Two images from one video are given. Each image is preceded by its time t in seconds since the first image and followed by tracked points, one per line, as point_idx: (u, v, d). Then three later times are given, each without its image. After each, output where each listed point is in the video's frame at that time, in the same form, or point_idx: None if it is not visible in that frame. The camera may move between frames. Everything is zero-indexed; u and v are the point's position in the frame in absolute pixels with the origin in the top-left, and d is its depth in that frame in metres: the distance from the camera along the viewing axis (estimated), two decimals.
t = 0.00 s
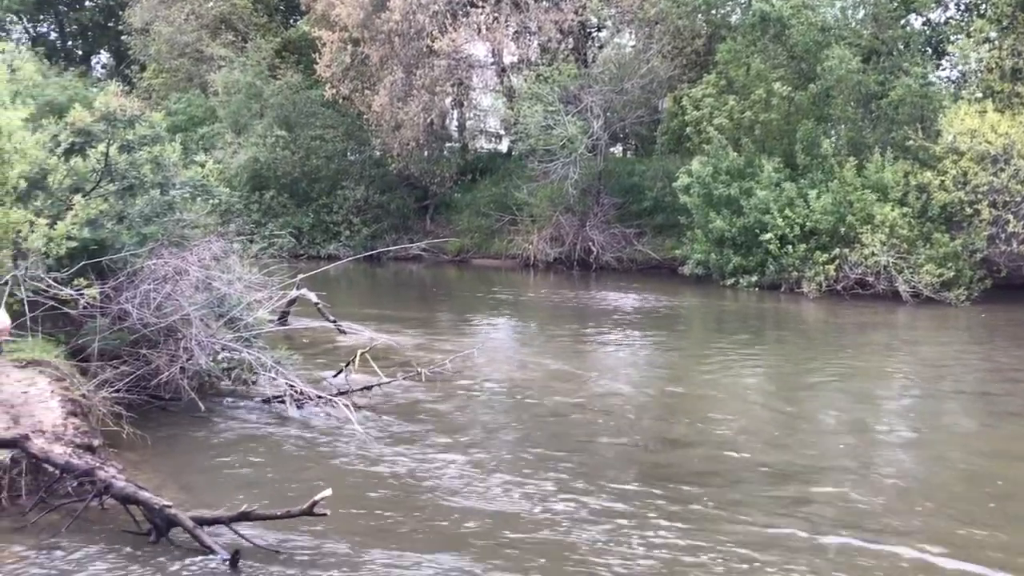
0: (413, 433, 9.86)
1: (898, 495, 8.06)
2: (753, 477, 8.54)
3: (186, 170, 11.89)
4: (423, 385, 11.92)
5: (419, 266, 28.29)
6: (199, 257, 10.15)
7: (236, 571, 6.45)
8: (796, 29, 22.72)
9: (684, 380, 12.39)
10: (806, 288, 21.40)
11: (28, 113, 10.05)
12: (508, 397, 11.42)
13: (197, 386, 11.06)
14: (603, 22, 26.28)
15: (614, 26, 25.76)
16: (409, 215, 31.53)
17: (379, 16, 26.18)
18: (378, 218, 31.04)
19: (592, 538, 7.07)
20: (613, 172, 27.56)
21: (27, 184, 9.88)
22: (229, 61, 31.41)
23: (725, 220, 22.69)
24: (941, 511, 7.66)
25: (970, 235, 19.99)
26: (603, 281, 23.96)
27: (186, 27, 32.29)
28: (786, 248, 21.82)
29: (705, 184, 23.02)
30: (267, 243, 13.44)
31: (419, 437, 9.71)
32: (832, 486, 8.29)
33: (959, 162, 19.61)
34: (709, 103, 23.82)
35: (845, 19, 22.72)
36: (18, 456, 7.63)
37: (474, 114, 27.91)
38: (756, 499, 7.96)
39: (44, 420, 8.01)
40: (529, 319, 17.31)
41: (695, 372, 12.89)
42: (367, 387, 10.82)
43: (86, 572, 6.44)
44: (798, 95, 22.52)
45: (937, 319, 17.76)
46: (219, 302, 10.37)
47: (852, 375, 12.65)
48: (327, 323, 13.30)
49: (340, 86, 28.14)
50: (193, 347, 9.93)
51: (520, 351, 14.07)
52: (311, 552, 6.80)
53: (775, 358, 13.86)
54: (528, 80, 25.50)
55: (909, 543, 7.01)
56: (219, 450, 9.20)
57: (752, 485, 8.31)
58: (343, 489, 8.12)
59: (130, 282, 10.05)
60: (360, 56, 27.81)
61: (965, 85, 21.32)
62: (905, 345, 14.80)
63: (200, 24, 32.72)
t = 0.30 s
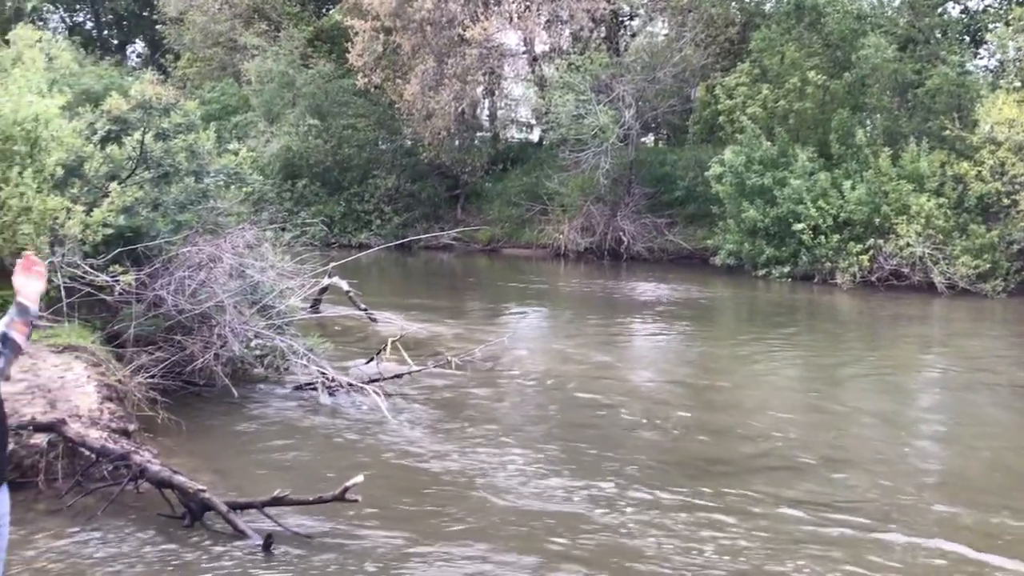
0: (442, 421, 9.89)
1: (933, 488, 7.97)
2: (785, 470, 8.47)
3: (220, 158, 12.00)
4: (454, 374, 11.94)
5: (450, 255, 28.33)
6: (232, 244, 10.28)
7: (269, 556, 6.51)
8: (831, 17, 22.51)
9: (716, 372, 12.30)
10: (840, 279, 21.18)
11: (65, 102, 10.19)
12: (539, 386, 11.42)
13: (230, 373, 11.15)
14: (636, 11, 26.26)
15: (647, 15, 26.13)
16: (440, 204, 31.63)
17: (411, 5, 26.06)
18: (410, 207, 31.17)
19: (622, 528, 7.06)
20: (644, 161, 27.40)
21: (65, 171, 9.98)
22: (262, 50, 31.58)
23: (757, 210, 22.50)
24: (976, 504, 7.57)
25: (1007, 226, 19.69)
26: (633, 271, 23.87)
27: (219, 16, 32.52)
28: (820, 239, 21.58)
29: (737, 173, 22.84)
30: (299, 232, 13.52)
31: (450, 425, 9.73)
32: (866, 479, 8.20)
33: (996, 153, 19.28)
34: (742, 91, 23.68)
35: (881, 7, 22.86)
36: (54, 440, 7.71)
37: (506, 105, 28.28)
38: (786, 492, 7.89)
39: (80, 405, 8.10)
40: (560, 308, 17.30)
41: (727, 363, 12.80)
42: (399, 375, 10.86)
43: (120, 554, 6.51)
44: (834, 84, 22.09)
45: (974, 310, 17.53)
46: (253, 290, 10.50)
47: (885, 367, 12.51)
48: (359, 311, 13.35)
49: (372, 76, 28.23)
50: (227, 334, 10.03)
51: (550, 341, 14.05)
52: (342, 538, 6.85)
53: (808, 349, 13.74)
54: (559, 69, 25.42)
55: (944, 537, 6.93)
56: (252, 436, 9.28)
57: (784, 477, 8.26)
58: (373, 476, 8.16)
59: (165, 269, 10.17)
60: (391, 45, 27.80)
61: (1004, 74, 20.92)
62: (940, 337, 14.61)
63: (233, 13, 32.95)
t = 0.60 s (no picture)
0: (478, 412, 9.93)
1: (975, 485, 7.86)
2: (824, 464, 8.39)
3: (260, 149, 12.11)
4: (490, 365, 11.98)
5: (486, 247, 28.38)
6: (272, 235, 10.39)
7: (308, 543, 6.58)
8: (874, 8, 22.26)
9: (753, 366, 12.23)
10: (881, 273, 20.91)
11: (110, 93, 10.32)
12: (574, 378, 11.43)
13: (269, 362, 11.29)
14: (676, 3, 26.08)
15: (686, 6, 25.65)
16: (477, 196, 31.70)
17: None
18: (447, 198, 31.29)
19: (659, 521, 7.04)
20: (682, 153, 27.22)
21: (109, 161, 10.12)
22: (302, 42, 31.82)
23: (797, 203, 22.30)
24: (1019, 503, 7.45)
25: None
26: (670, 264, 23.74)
27: (260, 9, 32.85)
28: (861, 233, 21.31)
29: (776, 166, 22.67)
30: (337, 223, 13.64)
31: (486, 416, 9.77)
32: (906, 475, 8.11)
33: None
34: (782, 83, 23.46)
35: None
36: (98, 427, 7.84)
37: (543, 97, 28.34)
38: (822, 486, 7.83)
39: (123, 392, 8.23)
40: (596, 301, 17.28)
41: (764, 357, 12.71)
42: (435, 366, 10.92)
43: (163, 539, 6.62)
44: (875, 77, 21.82)
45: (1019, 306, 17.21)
46: (292, 280, 10.65)
47: (926, 363, 12.34)
48: (396, 302, 13.43)
49: (409, 68, 28.30)
50: (267, 323, 10.14)
51: (585, 334, 14.04)
52: (379, 526, 6.90)
53: (847, 344, 13.60)
54: (597, 62, 25.30)
55: (986, 535, 6.84)
56: (291, 424, 9.38)
57: (823, 471, 8.19)
58: (408, 464, 8.22)
59: (206, 259, 10.31)
60: (429, 37, 27.79)
61: None
62: (983, 333, 14.38)
63: (274, 6, 33.32)
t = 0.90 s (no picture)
0: (518, 405, 9.96)
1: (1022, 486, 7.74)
2: (866, 462, 8.30)
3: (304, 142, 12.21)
4: (529, 359, 12.01)
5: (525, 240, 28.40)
6: (315, 228, 10.49)
7: (350, 533, 6.65)
8: None
9: (795, 361, 12.12)
10: (926, 269, 20.60)
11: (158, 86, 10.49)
12: (613, 372, 11.42)
13: (312, 353, 11.40)
14: None
15: None
16: (517, 190, 31.74)
17: None
18: (487, 191, 31.34)
19: (699, 517, 7.01)
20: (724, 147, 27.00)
21: (156, 154, 10.28)
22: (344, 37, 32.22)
23: (841, 197, 22.11)
24: None
25: None
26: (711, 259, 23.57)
27: (303, 3, 33.25)
28: (906, 227, 21.05)
29: (819, 159, 22.56)
30: (379, 216, 13.74)
31: (525, 409, 9.80)
32: (950, 475, 8.00)
33: None
34: (827, 76, 23.21)
35: None
36: (145, 415, 7.97)
37: (584, 91, 28.47)
38: (865, 484, 7.77)
39: (169, 382, 8.36)
40: (635, 295, 17.23)
41: (806, 353, 12.60)
42: (475, 359, 10.97)
43: (208, 526, 6.73)
44: (921, 69, 21.46)
45: None
46: (334, 272, 10.68)
47: (972, 360, 12.15)
48: (436, 294, 13.50)
49: (450, 61, 28.38)
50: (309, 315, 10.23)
51: (625, 327, 14.00)
52: (420, 517, 6.95)
53: (890, 340, 13.42)
54: (637, 55, 25.28)
55: None
56: (333, 416, 9.47)
57: (866, 470, 8.11)
58: (449, 456, 8.28)
59: (250, 252, 10.45)
60: (470, 31, 27.79)
61: None
62: None
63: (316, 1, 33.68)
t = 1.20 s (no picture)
0: (557, 397, 9.97)
1: None
2: (910, 458, 8.19)
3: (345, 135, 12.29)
4: (569, 351, 12.00)
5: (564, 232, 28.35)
6: (355, 220, 10.56)
7: (391, 522, 6.70)
8: None
9: (837, 355, 12.00)
10: (971, 262, 20.21)
11: (202, 80, 10.62)
12: (653, 365, 11.39)
13: (353, 344, 11.49)
14: None
15: None
16: (556, 182, 31.68)
17: None
18: (526, 183, 31.30)
19: (739, 511, 6.96)
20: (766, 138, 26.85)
21: (200, 147, 10.41)
22: (385, 30, 32.44)
23: (885, 189, 21.86)
24: None
25: None
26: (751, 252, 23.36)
27: None
28: (951, 220, 20.77)
29: (863, 150, 22.28)
30: (419, 208, 13.80)
31: (565, 401, 9.81)
32: (996, 472, 7.86)
33: None
34: (871, 67, 22.86)
35: None
36: (190, 404, 8.07)
37: (623, 83, 28.35)
38: (908, 480, 7.67)
39: (213, 372, 8.47)
40: (675, 288, 17.13)
41: (849, 346, 12.46)
42: (514, 350, 10.99)
43: (251, 514, 6.82)
44: (968, 60, 20.98)
45: None
46: (374, 264, 10.77)
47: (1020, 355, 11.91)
48: (476, 286, 13.53)
49: (490, 53, 28.37)
50: (350, 307, 10.31)
51: (665, 321, 13.94)
52: (459, 507, 6.98)
53: (935, 334, 13.21)
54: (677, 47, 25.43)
55: None
56: (374, 407, 9.53)
57: (910, 465, 8.01)
58: (489, 447, 8.31)
59: (292, 244, 10.57)
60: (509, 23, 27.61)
61: None
62: None
63: None
